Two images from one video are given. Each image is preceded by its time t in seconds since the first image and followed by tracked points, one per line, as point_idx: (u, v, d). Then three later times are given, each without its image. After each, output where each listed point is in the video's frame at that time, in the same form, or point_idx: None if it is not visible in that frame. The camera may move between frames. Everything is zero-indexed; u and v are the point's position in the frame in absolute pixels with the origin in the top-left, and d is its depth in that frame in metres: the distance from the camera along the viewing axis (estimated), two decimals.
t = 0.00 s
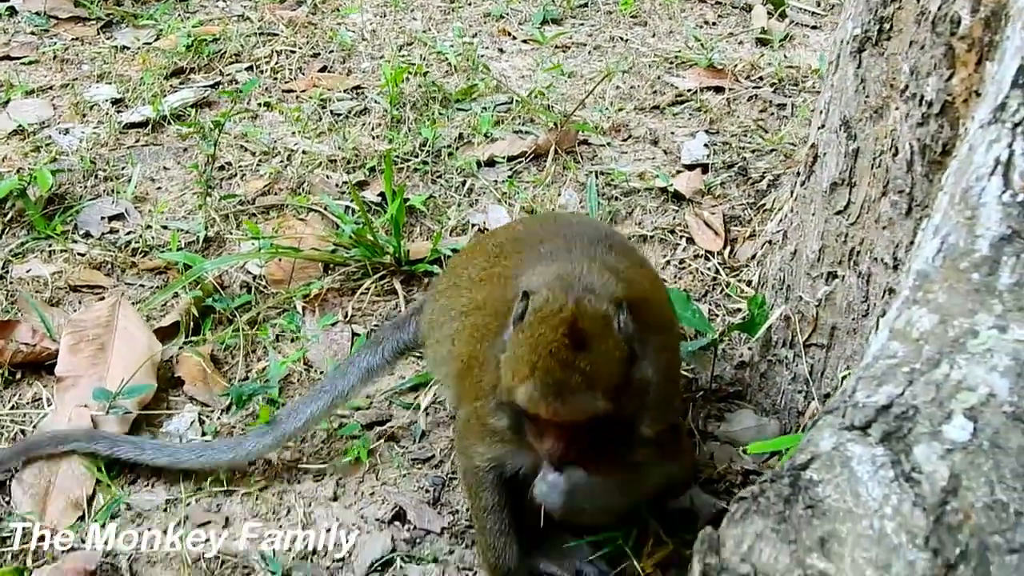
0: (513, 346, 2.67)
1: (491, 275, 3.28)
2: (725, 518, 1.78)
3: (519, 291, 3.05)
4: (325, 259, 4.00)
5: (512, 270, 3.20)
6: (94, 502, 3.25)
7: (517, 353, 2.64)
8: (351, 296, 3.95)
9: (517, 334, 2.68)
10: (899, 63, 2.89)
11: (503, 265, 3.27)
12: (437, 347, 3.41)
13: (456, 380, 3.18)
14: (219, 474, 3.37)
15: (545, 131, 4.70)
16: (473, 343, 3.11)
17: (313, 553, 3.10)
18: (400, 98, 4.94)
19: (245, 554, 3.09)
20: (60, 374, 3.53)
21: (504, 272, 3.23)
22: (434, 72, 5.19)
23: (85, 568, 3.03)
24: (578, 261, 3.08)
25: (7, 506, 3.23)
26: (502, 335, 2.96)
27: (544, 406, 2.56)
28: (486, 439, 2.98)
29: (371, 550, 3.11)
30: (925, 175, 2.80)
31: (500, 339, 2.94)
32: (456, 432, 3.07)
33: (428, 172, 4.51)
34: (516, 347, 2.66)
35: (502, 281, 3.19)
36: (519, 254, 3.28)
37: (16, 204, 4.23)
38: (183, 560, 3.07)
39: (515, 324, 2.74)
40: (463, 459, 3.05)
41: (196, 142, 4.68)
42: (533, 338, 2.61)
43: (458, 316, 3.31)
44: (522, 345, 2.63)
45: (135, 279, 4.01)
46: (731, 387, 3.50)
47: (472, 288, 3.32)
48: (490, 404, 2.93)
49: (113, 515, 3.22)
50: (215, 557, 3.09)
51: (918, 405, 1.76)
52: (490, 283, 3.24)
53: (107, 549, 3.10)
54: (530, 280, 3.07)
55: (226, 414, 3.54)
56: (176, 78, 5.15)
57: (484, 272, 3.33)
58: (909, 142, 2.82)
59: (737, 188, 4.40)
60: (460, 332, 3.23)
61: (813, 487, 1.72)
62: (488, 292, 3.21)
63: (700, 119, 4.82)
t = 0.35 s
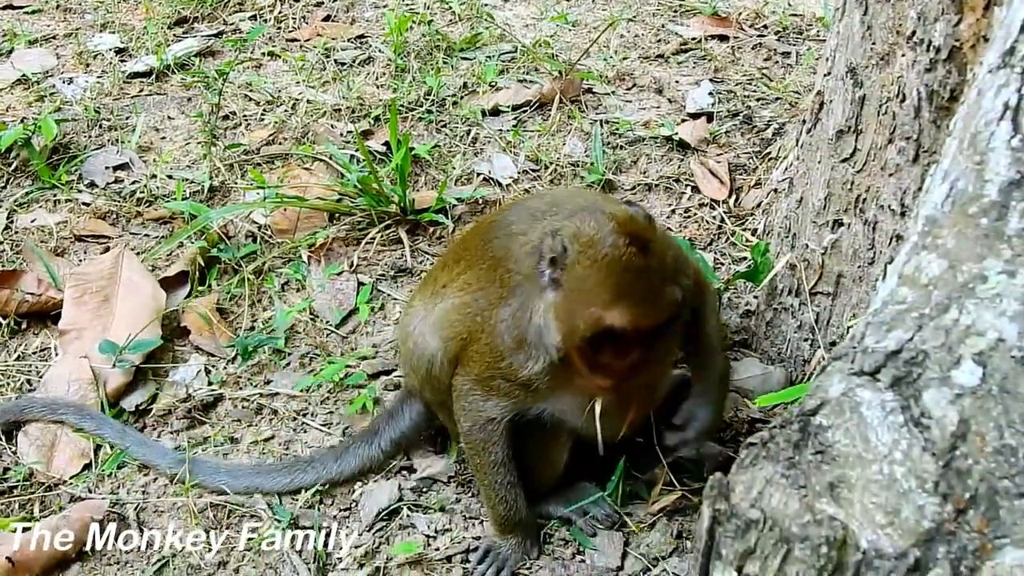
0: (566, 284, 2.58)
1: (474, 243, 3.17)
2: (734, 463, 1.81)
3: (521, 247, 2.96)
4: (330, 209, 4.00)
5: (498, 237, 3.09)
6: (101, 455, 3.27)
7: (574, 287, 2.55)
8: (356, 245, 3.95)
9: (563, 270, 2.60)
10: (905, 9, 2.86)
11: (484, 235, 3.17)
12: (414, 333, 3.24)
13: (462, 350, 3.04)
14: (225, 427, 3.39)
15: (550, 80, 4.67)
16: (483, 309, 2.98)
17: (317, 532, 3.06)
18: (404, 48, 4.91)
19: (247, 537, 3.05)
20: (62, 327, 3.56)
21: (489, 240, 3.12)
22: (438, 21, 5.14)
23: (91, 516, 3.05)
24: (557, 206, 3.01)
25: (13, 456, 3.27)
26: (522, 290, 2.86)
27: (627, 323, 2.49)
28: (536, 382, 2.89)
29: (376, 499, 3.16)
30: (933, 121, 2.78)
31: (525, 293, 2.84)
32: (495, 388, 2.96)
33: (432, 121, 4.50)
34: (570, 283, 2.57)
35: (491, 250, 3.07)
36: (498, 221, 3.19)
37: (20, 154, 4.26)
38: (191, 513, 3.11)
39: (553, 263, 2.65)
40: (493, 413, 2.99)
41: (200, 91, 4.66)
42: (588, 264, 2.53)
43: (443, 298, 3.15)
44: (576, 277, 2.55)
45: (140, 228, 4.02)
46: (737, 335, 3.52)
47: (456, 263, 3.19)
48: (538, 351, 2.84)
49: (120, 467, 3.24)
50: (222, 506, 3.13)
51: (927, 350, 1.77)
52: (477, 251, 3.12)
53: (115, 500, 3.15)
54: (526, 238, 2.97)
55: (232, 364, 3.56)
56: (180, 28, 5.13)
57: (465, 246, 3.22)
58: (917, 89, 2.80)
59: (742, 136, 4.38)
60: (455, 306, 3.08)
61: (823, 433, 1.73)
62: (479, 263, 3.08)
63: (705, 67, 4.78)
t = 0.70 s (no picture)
0: (654, 181, 2.96)
1: (455, 254, 3.15)
2: (729, 460, 1.81)
3: (527, 224, 3.07)
4: (329, 202, 4.00)
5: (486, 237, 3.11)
6: (97, 449, 3.29)
7: (665, 178, 2.97)
8: (355, 239, 3.96)
9: (641, 176, 2.95)
10: (902, 3, 2.86)
11: (461, 244, 3.16)
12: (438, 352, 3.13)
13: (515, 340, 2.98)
14: (224, 421, 3.40)
15: (549, 74, 4.67)
16: (525, 288, 3.00)
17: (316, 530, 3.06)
18: (404, 41, 4.90)
19: (246, 538, 3.04)
20: (59, 320, 3.57)
21: (477, 243, 3.12)
22: (437, 14, 5.14)
23: (91, 512, 3.06)
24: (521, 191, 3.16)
25: (10, 450, 3.29)
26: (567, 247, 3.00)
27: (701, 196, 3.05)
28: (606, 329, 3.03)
29: (371, 496, 3.16)
30: (928, 116, 2.78)
31: (574, 244, 3.01)
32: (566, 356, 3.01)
33: (431, 114, 4.50)
34: (658, 180, 2.96)
35: (491, 246, 3.09)
36: (460, 233, 3.20)
37: (19, 146, 4.26)
38: (194, 513, 3.11)
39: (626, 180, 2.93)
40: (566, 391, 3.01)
41: (199, 84, 4.67)
42: (663, 152, 2.99)
43: (468, 305, 3.07)
44: (664, 168, 2.97)
45: (138, 222, 4.03)
46: (735, 330, 3.53)
47: (449, 275, 3.14)
48: (601, 296, 2.99)
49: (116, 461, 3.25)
50: (215, 507, 3.13)
51: (922, 346, 1.77)
52: (471, 254, 3.11)
53: (112, 494, 3.16)
54: (527, 217, 3.09)
55: (231, 357, 3.58)
56: (179, 20, 5.14)
57: (443, 263, 3.17)
58: (913, 83, 2.80)
59: (741, 130, 4.38)
60: (490, 305, 3.03)
61: (818, 428, 1.73)
62: (489, 262, 3.07)
63: (704, 61, 4.77)
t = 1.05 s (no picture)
0: (622, 132, 3.09)
1: (431, 234, 3.21)
2: (707, 465, 1.80)
3: (502, 193, 3.17)
4: (310, 205, 4.00)
5: (460, 213, 3.19)
6: (77, 453, 3.27)
7: (632, 127, 3.09)
8: (336, 242, 3.95)
9: (610, 127, 3.08)
10: (880, 7, 2.88)
11: (435, 224, 3.22)
12: (434, 331, 3.17)
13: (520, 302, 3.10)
14: (204, 425, 3.39)
15: (530, 76, 4.68)
16: (518, 251, 3.10)
17: (298, 533, 3.07)
18: (385, 43, 4.90)
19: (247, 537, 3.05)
20: (40, 323, 3.56)
21: (454, 220, 3.19)
22: (419, 16, 5.13)
23: (71, 517, 3.06)
24: (485, 167, 3.26)
25: None
26: (548, 206, 3.12)
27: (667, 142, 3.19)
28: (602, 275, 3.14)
29: (351, 499, 3.17)
30: (906, 120, 2.79)
31: (555, 201, 3.13)
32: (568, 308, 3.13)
33: (413, 117, 4.50)
34: (627, 129, 3.09)
35: (469, 219, 3.17)
36: (430, 215, 3.26)
37: None
38: (173, 516, 3.10)
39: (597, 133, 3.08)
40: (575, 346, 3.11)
41: (180, 87, 4.66)
42: (625, 103, 3.11)
43: (462, 278, 3.14)
44: (630, 118, 3.10)
45: (119, 225, 4.02)
46: (716, 331, 3.55)
47: (430, 253, 3.19)
48: (590, 245, 3.10)
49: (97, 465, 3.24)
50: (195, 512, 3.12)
51: (898, 350, 1.78)
52: (451, 230, 3.18)
53: (93, 498, 3.15)
54: (500, 187, 3.19)
55: (212, 360, 3.58)
56: (160, 22, 5.13)
57: (420, 244, 3.22)
58: (891, 87, 2.81)
59: (721, 132, 4.40)
60: (486, 274, 3.12)
61: (795, 433, 1.75)
62: (473, 234, 3.15)
63: (685, 63, 4.79)
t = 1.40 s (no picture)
0: (606, 141, 3.20)
1: (414, 267, 3.21)
2: (685, 491, 1.87)
3: (485, 219, 3.20)
4: (287, 228, 3.99)
5: (445, 244, 3.21)
6: (51, 477, 3.23)
7: (613, 136, 3.21)
8: (314, 264, 3.95)
9: (594, 138, 3.19)
10: (855, 34, 2.91)
11: (418, 258, 3.22)
12: (430, 362, 3.15)
13: (524, 322, 3.16)
14: (180, 447, 3.37)
15: (508, 99, 4.69)
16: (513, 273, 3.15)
17: (273, 557, 3.05)
18: (363, 65, 4.91)
19: (248, 537, 3.09)
20: (16, 345, 3.53)
21: (440, 252, 3.20)
22: (397, 38, 5.14)
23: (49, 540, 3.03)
24: (459, 199, 3.28)
25: None
26: (536, 225, 3.18)
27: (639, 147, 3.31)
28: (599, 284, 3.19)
29: (328, 522, 3.15)
30: (881, 146, 2.79)
31: (543, 219, 3.19)
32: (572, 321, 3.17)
33: (390, 140, 4.51)
34: (610, 138, 3.20)
35: (456, 249, 3.19)
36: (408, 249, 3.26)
37: None
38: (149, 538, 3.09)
39: (584, 147, 3.17)
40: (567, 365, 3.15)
41: (158, 109, 4.66)
42: (600, 113, 3.24)
43: (458, 308, 3.15)
44: (608, 129, 3.22)
45: (96, 247, 4.00)
46: (692, 355, 3.56)
47: (418, 285, 3.19)
48: (584, 256, 3.17)
49: (72, 489, 3.21)
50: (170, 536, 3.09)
51: (873, 378, 1.79)
52: (438, 261, 3.19)
53: (68, 522, 3.13)
54: (482, 215, 3.21)
55: (188, 383, 3.56)
56: (138, 44, 5.13)
57: (403, 278, 3.22)
58: (866, 113, 2.82)
59: (698, 155, 4.42)
60: (484, 300, 3.15)
61: (771, 461, 1.77)
62: (463, 264, 3.17)
63: (662, 86, 4.82)
